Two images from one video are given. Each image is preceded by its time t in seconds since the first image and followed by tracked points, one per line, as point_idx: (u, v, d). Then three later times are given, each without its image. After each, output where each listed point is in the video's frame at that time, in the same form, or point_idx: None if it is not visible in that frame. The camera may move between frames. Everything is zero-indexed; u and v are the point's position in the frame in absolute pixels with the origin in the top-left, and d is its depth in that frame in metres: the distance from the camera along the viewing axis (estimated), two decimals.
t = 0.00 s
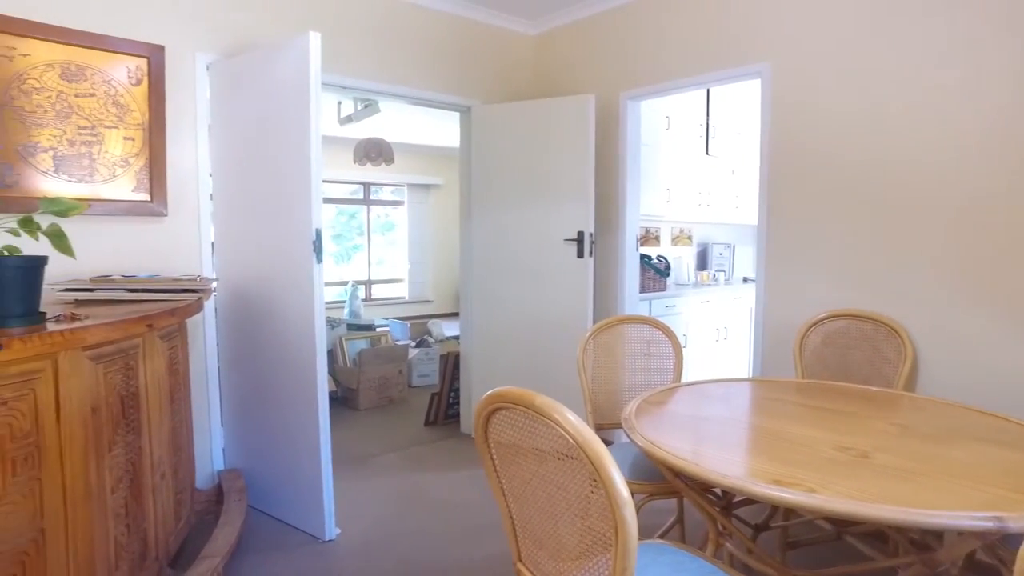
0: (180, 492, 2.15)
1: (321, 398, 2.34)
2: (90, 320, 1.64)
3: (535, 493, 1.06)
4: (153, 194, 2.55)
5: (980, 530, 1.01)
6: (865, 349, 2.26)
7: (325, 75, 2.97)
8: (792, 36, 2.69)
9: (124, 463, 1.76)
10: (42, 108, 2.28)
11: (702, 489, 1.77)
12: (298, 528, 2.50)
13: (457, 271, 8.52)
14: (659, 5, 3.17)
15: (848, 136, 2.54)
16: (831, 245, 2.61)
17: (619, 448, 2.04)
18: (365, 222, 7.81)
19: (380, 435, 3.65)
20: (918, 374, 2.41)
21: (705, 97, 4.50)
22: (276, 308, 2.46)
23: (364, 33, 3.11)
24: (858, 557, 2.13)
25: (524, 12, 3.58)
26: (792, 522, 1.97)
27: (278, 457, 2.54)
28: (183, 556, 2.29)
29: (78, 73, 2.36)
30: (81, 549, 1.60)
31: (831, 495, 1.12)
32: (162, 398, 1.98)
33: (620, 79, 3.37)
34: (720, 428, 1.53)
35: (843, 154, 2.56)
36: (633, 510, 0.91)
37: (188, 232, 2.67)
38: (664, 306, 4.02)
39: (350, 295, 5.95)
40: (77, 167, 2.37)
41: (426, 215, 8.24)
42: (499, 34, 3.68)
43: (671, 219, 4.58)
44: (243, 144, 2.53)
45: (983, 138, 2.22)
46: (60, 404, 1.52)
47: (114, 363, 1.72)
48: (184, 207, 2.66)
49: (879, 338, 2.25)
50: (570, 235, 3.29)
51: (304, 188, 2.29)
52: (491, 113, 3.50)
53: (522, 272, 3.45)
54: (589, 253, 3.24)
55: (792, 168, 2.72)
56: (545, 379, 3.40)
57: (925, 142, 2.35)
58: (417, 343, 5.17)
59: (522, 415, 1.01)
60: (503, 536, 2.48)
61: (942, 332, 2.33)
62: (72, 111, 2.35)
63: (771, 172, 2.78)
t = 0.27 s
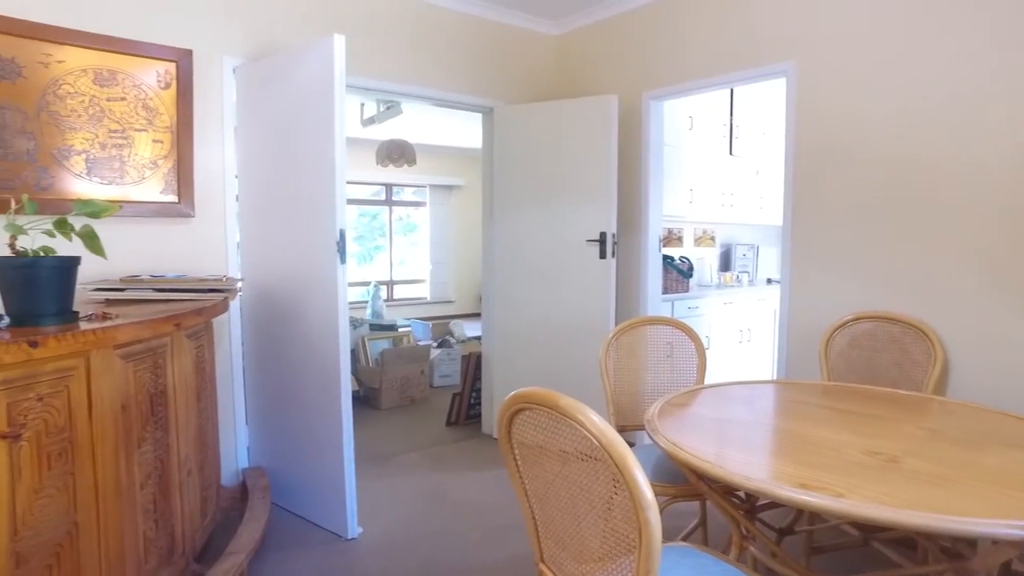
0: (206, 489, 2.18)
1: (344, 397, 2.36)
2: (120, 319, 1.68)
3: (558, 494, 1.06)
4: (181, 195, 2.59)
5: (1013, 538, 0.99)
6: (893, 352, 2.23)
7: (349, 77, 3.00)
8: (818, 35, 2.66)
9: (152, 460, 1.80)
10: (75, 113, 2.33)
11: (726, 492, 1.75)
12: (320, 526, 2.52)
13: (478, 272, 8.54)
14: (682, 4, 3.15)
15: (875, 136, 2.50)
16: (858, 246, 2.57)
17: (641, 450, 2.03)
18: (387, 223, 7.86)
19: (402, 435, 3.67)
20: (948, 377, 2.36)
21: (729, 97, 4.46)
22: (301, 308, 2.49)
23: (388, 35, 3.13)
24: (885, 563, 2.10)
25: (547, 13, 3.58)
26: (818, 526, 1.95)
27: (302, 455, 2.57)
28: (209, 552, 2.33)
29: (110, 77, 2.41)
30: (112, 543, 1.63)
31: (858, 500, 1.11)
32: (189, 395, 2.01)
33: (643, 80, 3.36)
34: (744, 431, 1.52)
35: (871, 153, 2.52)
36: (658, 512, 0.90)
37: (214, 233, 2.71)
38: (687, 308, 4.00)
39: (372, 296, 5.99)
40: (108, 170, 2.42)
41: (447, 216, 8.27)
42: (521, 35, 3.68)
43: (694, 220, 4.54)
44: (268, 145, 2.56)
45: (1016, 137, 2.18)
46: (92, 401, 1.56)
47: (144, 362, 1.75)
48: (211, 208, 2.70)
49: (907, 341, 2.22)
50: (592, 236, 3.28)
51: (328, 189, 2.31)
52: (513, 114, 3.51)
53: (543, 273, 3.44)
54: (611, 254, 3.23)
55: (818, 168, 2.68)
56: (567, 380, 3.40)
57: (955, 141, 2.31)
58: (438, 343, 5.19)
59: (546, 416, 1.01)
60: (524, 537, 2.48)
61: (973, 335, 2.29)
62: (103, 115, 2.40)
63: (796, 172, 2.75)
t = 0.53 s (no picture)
0: (228, 485, 2.21)
1: (364, 396, 2.38)
2: (146, 317, 1.70)
3: (579, 494, 1.06)
4: (204, 195, 2.62)
5: None
6: (918, 354, 2.19)
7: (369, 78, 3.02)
8: (842, 33, 2.63)
9: (176, 456, 1.82)
10: (103, 115, 2.38)
11: (747, 494, 1.74)
12: (340, 524, 2.54)
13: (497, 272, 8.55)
14: (703, 3, 3.13)
15: (901, 135, 2.47)
16: (883, 247, 2.53)
17: (662, 451, 2.02)
18: (406, 223, 7.89)
19: (421, 434, 3.69)
20: (975, 380, 2.32)
21: (750, 96, 4.43)
22: (322, 307, 2.51)
23: (408, 36, 3.15)
24: (910, 569, 2.06)
25: (566, 12, 3.57)
26: (841, 530, 1.92)
27: (322, 453, 2.59)
28: (231, 547, 2.35)
29: (137, 80, 2.45)
30: (138, 537, 1.66)
31: (884, 504, 1.09)
32: (213, 393, 2.04)
33: (663, 79, 3.34)
34: (765, 432, 1.50)
35: (896, 153, 2.49)
36: (680, 513, 0.90)
37: (237, 232, 2.74)
38: (707, 308, 3.97)
39: (391, 295, 6.02)
40: (134, 171, 2.46)
41: (466, 216, 8.29)
42: (540, 35, 3.68)
43: (714, 220, 4.51)
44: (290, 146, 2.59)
45: None
46: (118, 398, 1.58)
47: (168, 360, 1.77)
48: (234, 208, 2.73)
49: (934, 343, 2.18)
50: (612, 236, 3.28)
51: (349, 190, 2.32)
52: (532, 114, 3.51)
53: (563, 273, 3.44)
54: (631, 254, 3.22)
55: (841, 168, 2.65)
56: (586, 380, 3.39)
57: (983, 140, 2.27)
58: (457, 343, 5.20)
59: (567, 416, 1.01)
60: (543, 537, 2.48)
61: (1001, 337, 2.25)
62: (130, 117, 2.44)
63: (820, 171, 2.72)
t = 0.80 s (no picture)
0: (251, 483, 2.23)
1: (386, 396, 2.39)
2: (172, 317, 1.73)
3: (603, 496, 1.05)
4: (228, 196, 2.65)
5: None
6: (948, 356, 2.15)
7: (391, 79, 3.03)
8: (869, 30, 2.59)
9: (201, 454, 1.85)
10: (130, 117, 2.42)
11: (772, 497, 1.71)
12: (362, 523, 2.56)
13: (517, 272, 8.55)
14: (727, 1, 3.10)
15: (929, 133, 2.43)
16: (911, 247, 2.49)
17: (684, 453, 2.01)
18: (427, 223, 7.92)
19: (442, 434, 3.70)
20: (1007, 383, 2.28)
21: (773, 95, 4.38)
22: (344, 307, 2.53)
23: (430, 37, 3.16)
24: None
25: (587, 12, 3.56)
26: (868, 535, 1.89)
27: (344, 452, 2.60)
28: (255, 545, 2.38)
29: (164, 83, 2.49)
30: (164, 534, 1.69)
31: (914, 509, 1.07)
32: (237, 392, 2.06)
33: (685, 78, 3.32)
34: (790, 435, 1.48)
35: (925, 152, 2.44)
36: (706, 516, 0.89)
37: (261, 233, 2.77)
38: (729, 309, 3.93)
39: (412, 296, 6.05)
40: (160, 172, 2.49)
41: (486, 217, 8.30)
42: (561, 35, 3.67)
43: (736, 220, 4.47)
44: (313, 148, 2.61)
45: None
46: (146, 396, 1.61)
47: (194, 359, 1.80)
48: (258, 209, 2.76)
49: (964, 345, 2.14)
50: (634, 236, 3.26)
51: (371, 191, 2.34)
52: (553, 114, 3.50)
53: (584, 274, 3.43)
54: (653, 255, 3.20)
55: (868, 167, 2.61)
56: (607, 381, 3.38)
57: (1015, 138, 2.22)
58: (477, 343, 5.21)
59: (591, 417, 1.01)
60: (564, 539, 2.47)
61: None
62: (157, 119, 2.48)
63: (845, 171, 2.68)
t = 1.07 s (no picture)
0: (274, 482, 2.25)
1: (407, 396, 2.39)
2: (198, 317, 1.74)
3: (626, 499, 1.05)
4: (252, 198, 2.68)
5: None
6: (979, 360, 2.11)
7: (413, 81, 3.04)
8: (897, 27, 2.54)
9: (225, 453, 1.86)
10: (157, 120, 2.46)
11: (797, 503, 1.69)
12: (382, 523, 2.57)
13: (537, 273, 8.54)
14: None
15: (959, 132, 2.38)
16: (941, 249, 2.44)
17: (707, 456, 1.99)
18: (447, 224, 7.95)
19: (462, 435, 3.70)
20: None
21: (797, 94, 4.33)
22: (366, 307, 2.54)
23: (451, 39, 3.17)
24: None
25: (609, 12, 3.54)
26: (896, 543, 1.86)
27: (365, 452, 2.62)
28: (277, 543, 2.40)
29: (190, 86, 2.52)
30: (190, 531, 1.71)
31: (947, 517, 1.05)
32: (261, 392, 2.08)
33: (708, 78, 3.29)
34: (816, 439, 1.46)
35: (955, 151, 2.40)
36: (732, 521, 0.88)
37: (284, 234, 2.79)
38: (752, 311, 3.89)
39: (433, 297, 6.07)
40: (186, 174, 2.53)
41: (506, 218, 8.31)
42: (583, 35, 3.66)
43: (760, 221, 4.42)
44: (336, 149, 2.63)
45: None
46: (172, 395, 1.63)
47: (218, 358, 1.81)
48: (281, 210, 2.78)
49: (996, 349, 2.09)
50: (656, 238, 3.24)
51: (394, 192, 2.35)
52: (574, 115, 3.49)
53: (605, 275, 3.42)
54: (675, 256, 3.18)
55: (896, 167, 2.57)
56: (628, 382, 3.36)
57: None
58: (498, 344, 5.21)
59: (615, 420, 1.00)
60: (585, 541, 2.46)
61: None
62: (182, 121, 2.52)
63: (873, 171, 2.64)
